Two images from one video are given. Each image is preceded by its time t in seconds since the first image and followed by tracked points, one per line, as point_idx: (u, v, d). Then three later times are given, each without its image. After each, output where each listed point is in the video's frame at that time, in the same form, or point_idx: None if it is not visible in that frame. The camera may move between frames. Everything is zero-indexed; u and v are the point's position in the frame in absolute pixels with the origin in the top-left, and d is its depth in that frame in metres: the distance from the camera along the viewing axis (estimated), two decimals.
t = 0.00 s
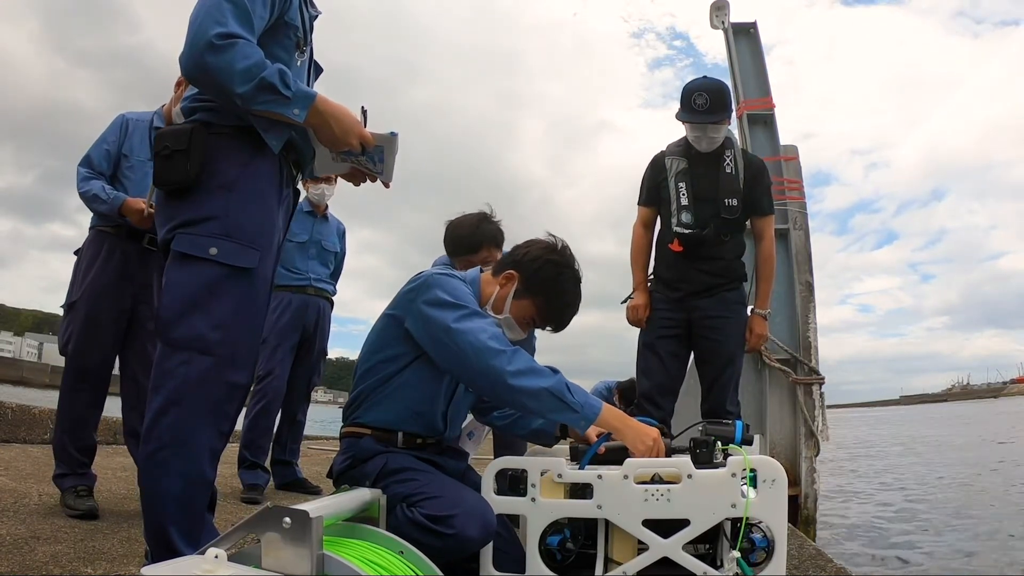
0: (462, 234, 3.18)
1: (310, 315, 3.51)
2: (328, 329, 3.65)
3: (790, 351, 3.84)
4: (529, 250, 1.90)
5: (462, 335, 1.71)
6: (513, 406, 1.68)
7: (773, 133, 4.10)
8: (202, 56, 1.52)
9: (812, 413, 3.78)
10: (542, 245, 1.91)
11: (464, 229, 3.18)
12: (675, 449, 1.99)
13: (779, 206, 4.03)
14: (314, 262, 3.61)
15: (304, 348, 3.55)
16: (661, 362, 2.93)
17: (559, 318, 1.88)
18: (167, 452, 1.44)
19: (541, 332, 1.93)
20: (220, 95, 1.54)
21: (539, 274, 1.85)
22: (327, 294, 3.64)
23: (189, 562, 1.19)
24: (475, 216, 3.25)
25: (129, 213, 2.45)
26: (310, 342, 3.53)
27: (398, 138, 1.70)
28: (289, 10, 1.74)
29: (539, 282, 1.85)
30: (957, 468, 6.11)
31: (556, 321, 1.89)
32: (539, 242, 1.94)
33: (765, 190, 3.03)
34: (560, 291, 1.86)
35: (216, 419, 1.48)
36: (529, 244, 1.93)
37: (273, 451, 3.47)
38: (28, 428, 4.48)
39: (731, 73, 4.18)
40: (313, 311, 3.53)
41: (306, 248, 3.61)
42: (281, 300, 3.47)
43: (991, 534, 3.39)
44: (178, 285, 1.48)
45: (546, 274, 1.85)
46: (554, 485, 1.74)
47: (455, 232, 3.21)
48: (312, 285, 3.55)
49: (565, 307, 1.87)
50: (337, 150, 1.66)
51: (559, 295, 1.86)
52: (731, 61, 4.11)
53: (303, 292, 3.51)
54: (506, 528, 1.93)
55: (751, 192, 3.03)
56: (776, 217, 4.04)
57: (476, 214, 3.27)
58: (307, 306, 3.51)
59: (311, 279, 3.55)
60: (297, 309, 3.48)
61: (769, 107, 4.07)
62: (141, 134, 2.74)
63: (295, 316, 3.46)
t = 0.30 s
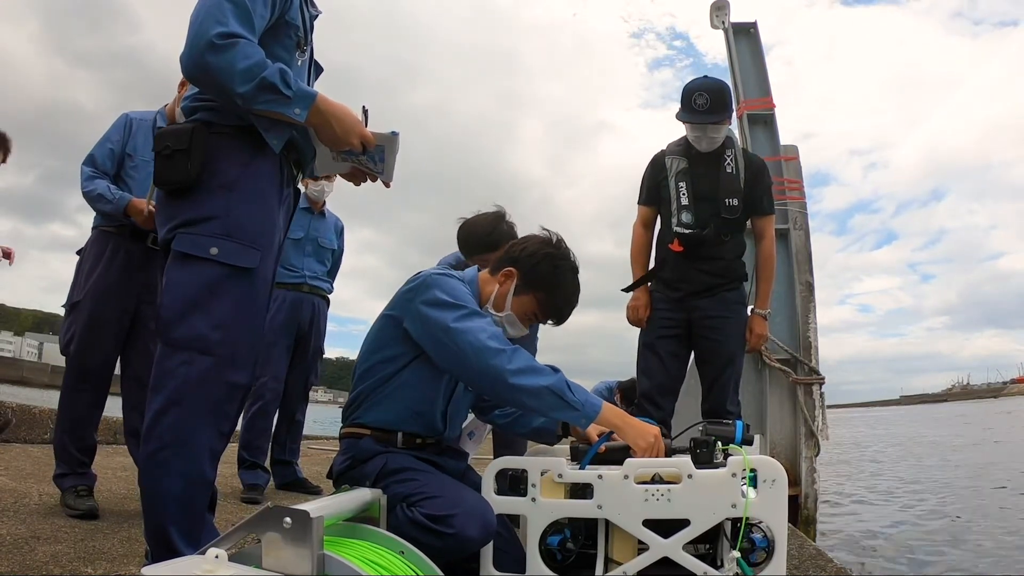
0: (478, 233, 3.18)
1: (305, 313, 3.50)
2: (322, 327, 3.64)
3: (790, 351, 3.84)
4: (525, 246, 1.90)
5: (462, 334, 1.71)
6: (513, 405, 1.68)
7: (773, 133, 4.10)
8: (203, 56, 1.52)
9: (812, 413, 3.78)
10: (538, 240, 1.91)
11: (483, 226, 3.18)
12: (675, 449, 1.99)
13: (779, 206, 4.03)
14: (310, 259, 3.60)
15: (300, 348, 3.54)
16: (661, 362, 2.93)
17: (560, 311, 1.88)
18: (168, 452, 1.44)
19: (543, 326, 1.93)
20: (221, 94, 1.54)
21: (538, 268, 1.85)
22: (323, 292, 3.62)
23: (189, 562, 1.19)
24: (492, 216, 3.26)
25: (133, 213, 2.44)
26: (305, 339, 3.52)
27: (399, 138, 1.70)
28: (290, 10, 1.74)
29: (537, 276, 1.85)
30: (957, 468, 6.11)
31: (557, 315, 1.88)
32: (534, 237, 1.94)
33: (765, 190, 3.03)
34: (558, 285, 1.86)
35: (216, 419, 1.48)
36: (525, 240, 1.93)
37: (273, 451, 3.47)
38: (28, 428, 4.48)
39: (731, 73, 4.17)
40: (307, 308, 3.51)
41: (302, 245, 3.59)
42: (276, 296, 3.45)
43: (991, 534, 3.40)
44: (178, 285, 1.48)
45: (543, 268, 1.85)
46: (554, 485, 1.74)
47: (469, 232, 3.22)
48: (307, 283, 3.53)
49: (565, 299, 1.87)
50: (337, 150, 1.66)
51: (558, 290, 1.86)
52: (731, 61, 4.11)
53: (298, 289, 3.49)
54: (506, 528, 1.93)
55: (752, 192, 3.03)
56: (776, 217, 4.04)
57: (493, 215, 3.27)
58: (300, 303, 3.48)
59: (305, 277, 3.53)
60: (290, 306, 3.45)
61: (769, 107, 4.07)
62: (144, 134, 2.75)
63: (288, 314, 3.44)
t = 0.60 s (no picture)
0: (495, 233, 3.09)
1: (300, 312, 3.50)
2: (319, 326, 3.63)
3: (790, 351, 3.84)
4: (525, 245, 1.90)
5: (461, 334, 1.71)
6: (512, 404, 1.69)
7: (773, 133, 4.10)
8: (203, 56, 1.52)
9: (812, 413, 3.78)
10: (537, 240, 1.91)
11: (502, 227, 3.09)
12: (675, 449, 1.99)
13: (779, 206, 4.03)
14: (308, 258, 3.60)
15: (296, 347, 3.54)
16: (661, 362, 2.93)
17: (560, 311, 1.88)
18: (168, 452, 1.44)
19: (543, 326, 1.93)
20: (221, 94, 1.54)
21: (538, 267, 1.86)
22: (318, 291, 3.61)
23: (189, 562, 1.19)
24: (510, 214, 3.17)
25: (136, 213, 2.45)
26: (302, 338, 3.51)
27: (399, 138, 1.70)
28: (290, 10, 1.74)
29: (538, 276, 1.85)
30: (958, 468, 6.10)
31: (557, 314, 1.89)
32: (533, 237, 1.95)
33: (765, 190, 3.03)
34: (558, 285, 1.86)
35: (216, 419, 1.48)
36: (524, 240, 1.93)
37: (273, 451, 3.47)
38: (28, 428, 4.48)
39: (731, 73, 4.17)
40: (303, 307, 3.50)
41: (301, 243, 3.60)
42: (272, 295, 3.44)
43: (991, 534, 3.40)
44: (179, 285, 1.48)
45: (542, 267, 1.86)
46: (554, 485, 1.74)
47: (484, 231, 3.13)
48: (304, 282, 3.53)
49: (565, 299, 1.87)
50: (337, 150, 1.66)
51: (559, 289, 1.86)
52: (730, 61, 4.11)
53: (294, 288, 3.49)
54: (506, 528, 1.93)
55: (752, 192, 3.03)
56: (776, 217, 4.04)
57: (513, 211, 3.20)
58: (296, 302, 3.48)
59: (303, 276, 3.53)
60: (286, 304, 3.45)
61: (769, 107, 4.07)
62: (145, 133, 2.76)
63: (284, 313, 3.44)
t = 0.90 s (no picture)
0: (507, 233, 3.03)
1: (298, 312, 3.49)
2: (318, 326, 3.63)
3: (790, 351, 3.84)
4: (533, 241, 1.90)
5: (466, 339, 1.71)
6: (510, 413, 1.69)
7: (773, 133, 4.10)
8: (204, 56, 1.52)
9: (812, 413, 3.78)
10: (543, 232, 1.92)
11: (513, 226, 3.04)
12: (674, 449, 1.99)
13: (779, 206, 4.03)
14: (308, 257, 3.60)
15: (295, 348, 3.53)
16: (661, 362, 2.93)
17: (584, 293, 1.91)
18: (168, 452, 1.44)
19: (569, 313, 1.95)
20: (222, 94, 1.54)
21: (556, 257, 1.87)
22: (316, 291, 3.61)
23: (189, 561, 1.19)
24: (522, 215, 3.12)
25: (135, 212, 2.45)
26: (301, 338, 3.51)
27: (399, 138, 1.70)
28: (291, 10, 1.74)
29: (557, 266, 1.87)
30: (958, 467, 6.10)
31: (581, 297, 1.92)
32: (532, 234, 1.96)
33: (765, 190, 3.02)
34: (576, 270, 1.88)
35: (217, 418, 1.48)
36: (528, 237, 1.94)
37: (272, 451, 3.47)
38: (28, 428, 4.48)
39: (731, 73, 4.17)
40: (301, 307, 3.50)
41: (302, 242, 3.60)
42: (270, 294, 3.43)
43: (991, 534, 3.39)
44: (180, 285, 1.48)
45: (554, 257, 1.87)
46: (554, 485, 1.73)
47: (496, 230, 3.08)
48: (303, 281, 3.53)
49: (586, 281, 1.90)
50: (338, 150, 1.66)
51: (579, 274, 1.89)
52: (731, 60, 4.11)
53: (292, 287, 3.49)
54: (506, 528, 1.93)
55: (752, 192, 3.02)
56: (776, 216, 4.04)
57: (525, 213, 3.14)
58: (294, 301, 3.48)
59: (302, 275, 3.53)
60: (286, 304, 3.45)
61: (769, 107, 4.07)
62: (146, 133, 2.76)
63: (281, 313, 3.44)
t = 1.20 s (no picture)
0: (521, 230, 3.03)
1: (297, 312, 3.49)
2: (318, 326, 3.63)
3: (790, 351, 3.84)
4: (562, 240, 1.97)
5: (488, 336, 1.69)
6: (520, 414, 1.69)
7: (774, 132, 4.09)
8: (206, 56, 1.51)
9: (812, 413, 3.78)
10: (568, 232, 2.01)
11: (528, 224, 3.04)
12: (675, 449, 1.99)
13: (780, 205, 4.03)
14: (308, 257, 3.60)
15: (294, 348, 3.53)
16: (661, 362, 2.93)
17: (617, 285, 1.99)
18: (169, 452, 1.43)
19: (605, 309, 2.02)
20: (223, 95, 1.54)
21: (589, 251, 1.94)
22: (316, 291, 3.61)
23: (189, 560, 1.19)
24: (534, 213, 3.13)
25: (136, 210, 2.45)
26: (301, 338, 3.50)
27: (400, 138, 1.71)
28: (293, 10, 1.74)
29: (592, 259, 1.94)
30: (956, 468, 6.09)
31: (615, 289, 1.99)
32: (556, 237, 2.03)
33: (765, 190, 3.02)
34: (608, 262, 1.96)
35: (217, 418, 1.47)
36: (554, 239, 2.01)
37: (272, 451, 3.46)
38: (28, 428, 4.47)
39: (731, 72, 4.17)
40: (300, 307, 3.50)
41: (303, 242, 3.60)
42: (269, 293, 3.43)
43: (991, 534, 3.39)
44: (181, 284, 1.48)
45: (586, 249, 1.94)
46: (554, 485, 1.74)
47: (510, 226, 3.06)
48: (303, 281, 3.52)
49: (618, 272, 1.99)
50: (340, 150, 1.67)
51: (612, 266, 1.97)
52: (731, 60, 4.11)
53: (293, 286, 3.48)
54: (506, 528, 1.93)
55: (752, 193, 3.02)
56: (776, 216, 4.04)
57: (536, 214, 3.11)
58: (294, 301, 3.47)
59: (303, 275, 3.53)
60: (286, 304, 3.45)
61: (769, 106, 4.06)
62: (146, 132, 2.75)
63: (281, 313, 3.44)
